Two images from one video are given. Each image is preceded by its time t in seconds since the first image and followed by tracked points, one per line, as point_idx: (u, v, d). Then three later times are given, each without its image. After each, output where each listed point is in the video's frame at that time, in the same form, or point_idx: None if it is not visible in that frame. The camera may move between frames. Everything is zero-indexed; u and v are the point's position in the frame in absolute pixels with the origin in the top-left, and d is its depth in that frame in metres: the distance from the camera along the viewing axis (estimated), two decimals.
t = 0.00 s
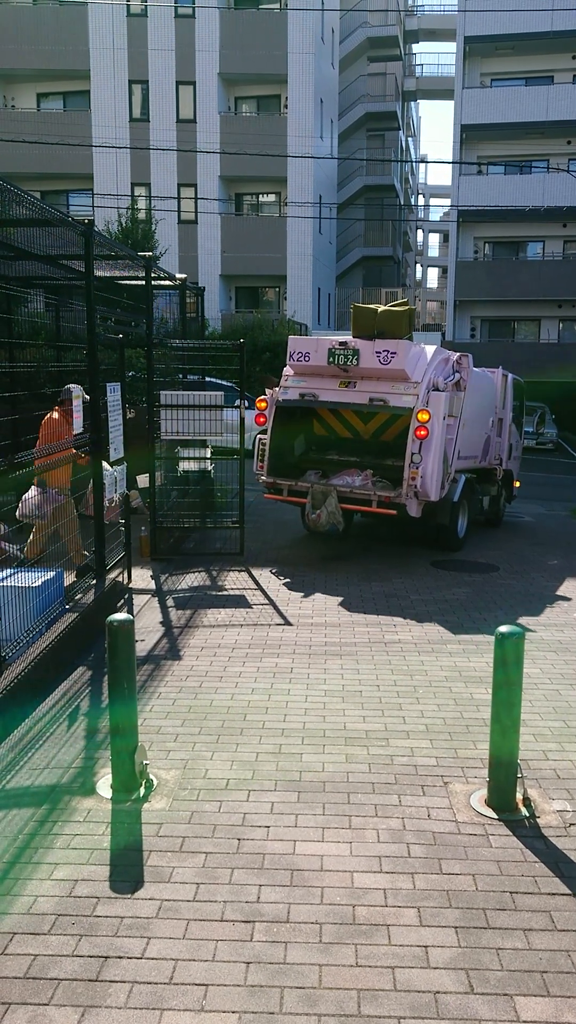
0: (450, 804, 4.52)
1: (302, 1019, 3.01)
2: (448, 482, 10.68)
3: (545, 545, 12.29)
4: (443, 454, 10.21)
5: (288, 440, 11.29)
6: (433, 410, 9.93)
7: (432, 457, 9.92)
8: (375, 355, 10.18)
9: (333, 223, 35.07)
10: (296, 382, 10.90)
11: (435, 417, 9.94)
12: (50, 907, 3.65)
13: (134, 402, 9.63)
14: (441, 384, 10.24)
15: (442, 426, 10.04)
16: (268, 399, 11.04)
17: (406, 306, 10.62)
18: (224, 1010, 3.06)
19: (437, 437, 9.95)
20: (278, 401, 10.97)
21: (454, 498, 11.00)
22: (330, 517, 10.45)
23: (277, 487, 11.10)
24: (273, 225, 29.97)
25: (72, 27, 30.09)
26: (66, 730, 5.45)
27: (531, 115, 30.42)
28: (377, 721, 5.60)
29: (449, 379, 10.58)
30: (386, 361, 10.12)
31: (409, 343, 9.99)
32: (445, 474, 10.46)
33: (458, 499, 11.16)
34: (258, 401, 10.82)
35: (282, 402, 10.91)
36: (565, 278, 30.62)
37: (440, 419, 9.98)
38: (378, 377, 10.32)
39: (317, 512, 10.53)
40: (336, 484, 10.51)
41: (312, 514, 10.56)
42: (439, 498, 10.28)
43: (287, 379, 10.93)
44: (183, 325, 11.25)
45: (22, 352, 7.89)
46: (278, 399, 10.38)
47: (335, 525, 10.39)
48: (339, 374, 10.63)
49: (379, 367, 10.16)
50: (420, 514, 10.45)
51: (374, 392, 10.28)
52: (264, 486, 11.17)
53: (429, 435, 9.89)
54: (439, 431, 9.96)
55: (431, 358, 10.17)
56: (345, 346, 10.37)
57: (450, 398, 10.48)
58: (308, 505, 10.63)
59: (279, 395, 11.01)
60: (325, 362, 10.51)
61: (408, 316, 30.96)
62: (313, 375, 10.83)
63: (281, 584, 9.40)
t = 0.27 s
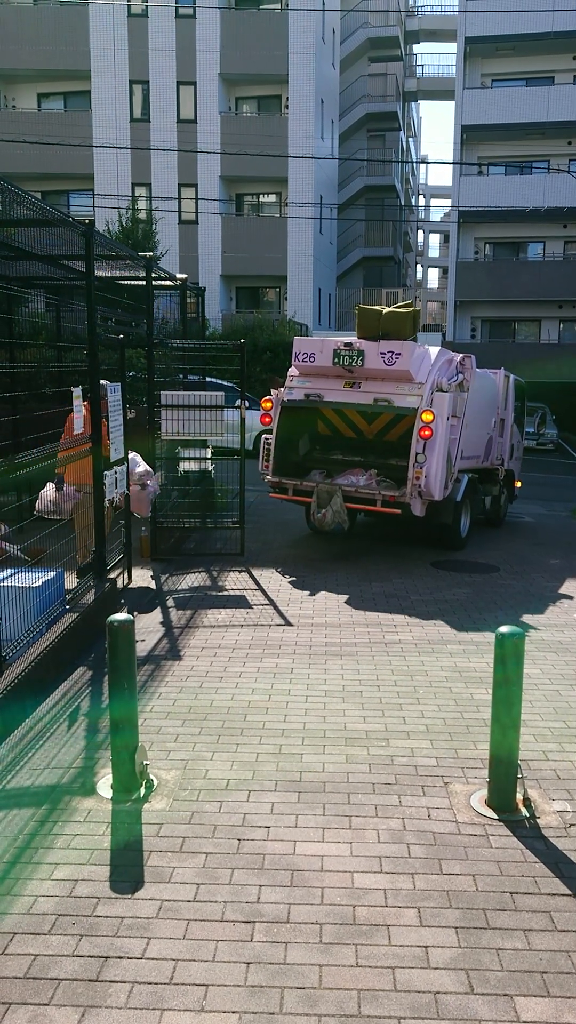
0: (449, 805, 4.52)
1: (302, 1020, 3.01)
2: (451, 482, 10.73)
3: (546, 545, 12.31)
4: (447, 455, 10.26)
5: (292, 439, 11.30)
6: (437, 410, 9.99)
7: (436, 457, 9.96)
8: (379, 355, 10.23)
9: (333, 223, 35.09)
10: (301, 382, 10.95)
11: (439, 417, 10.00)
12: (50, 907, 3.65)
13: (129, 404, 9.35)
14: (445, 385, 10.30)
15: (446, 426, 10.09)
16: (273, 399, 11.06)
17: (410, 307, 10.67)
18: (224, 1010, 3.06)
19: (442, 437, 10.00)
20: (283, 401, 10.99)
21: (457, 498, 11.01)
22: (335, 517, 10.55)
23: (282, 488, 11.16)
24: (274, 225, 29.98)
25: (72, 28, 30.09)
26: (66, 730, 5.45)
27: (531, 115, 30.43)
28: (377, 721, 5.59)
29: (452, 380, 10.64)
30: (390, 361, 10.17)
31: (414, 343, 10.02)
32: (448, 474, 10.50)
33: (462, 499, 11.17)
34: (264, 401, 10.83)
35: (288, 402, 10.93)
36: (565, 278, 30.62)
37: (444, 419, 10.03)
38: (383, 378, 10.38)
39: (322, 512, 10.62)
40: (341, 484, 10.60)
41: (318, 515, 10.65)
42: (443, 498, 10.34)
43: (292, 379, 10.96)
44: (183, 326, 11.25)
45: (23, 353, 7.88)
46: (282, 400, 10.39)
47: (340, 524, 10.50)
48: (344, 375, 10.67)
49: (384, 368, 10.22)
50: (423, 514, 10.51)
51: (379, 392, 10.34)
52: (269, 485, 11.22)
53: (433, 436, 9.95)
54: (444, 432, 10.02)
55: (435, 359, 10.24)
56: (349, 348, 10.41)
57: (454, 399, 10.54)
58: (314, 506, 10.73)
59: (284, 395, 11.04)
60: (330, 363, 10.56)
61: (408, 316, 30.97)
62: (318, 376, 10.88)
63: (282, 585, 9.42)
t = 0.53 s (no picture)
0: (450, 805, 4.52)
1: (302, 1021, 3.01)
2: (455, 482, 10.81)
3: (547, 546, 12.32)
4: (451, 455, 10.34)
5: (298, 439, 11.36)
6: (441, 412, 10.07)
7: (440, 458, 10.05)
8: (385, 357, 10.30)
9: (334, 224, 35.09)
10: (307, 382, 11.04)
11: (444, 418, 10.08)
12: (50, 907, 3.65)
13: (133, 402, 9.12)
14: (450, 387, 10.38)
15: (450, 427, 10.17)
16: (279, 399, 11.15)
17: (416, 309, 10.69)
18: (224, 1010, 3.06)
19: (446, 438, 10.08)
20: (289, 402, 11.10)
21: (461, 497, 11.07)
22: (341, 517, 10.65)
23: (288, 487, 11.27)
24: (275, 226, 29.96)
25: (74, 28, 30.11)
26: (66, 730, 5.46)
27: (532, 116, 30.44)
28: (377, 721, 5.60)
29: (456, 382, 10.70)
30: (395, 363, 10.24)
31: (418, 345, 10.08)
32: (453, 474, 10.55)
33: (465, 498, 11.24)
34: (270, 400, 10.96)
35: (294, 402, 11.03)
36: (566, 279, 30.60)
37: (448, 419, 10.11)
38: (388, 380, 10.47)
39: (328, 511, 10.73)
40: (346, 484, 10.71)
41: (323, 514, 10.77)
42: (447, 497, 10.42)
43: (298, 379, 11.06)
44: (184, 325, 11.25)
45: (24, 353, 7.87)
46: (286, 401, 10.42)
47: (346, 523, 10.61)
48: (349, 376, 10.75)
49: (389, 370, 10.30)
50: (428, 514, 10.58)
51: (383, 393, 10.44)
52: (275, 485, 11.32)
53: (437, 436, 10.04)
54: (448, 433, 10.10)
55: (439, 361, 10.32)
56: (355, 350, 10.49)
57: (459, 400, 10.60)
58: (320, 505, 10.85)
59: (290, 395, 11.14)
60: (335, 365, 10.66)
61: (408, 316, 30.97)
62: (324, 377, 10.97)
63: (283, 585, 9.43)
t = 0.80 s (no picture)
0: (451, 807, 4.52)
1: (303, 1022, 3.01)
2: (459, 482, 10.86)
3: (548, 547, 12.34)
4: (456, 455, 10.40)
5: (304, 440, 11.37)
6: (446, 412, 10.13)
7: (445, 458, 10.11)
8: (391, 359, 10.33)
9: (336, 225, 35.11)
10: (314, 383, 11.08)
11: (448, 418, 10.14)
12: (52, 907, 3.66)
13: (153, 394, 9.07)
14: (455, 389, 10.43)
15: (455, 428, 10.23)
16: (286, 400, 11.16)
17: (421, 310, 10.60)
18: (225, 1010, 3.06)
19: (451, 438, 10.14)
20: (295, 403, 11.09)
21: (465, 498, 11.21)
22: (346, 516, 10.66)
23: (295, 487, 11.28)
24: (276, 227, 29.97)
25: (75, 30, 30.14)
26: (68, 730, 5.47)
27: (533, 117, 30.46)
28: (377, 722, 5.61)
29: (461, 383, 10.69)
30: (401, 365, 10.28)
31: (424, 349, 10.17)
32: (457, 475, 10.61)
33: (469, 499, 11.37)
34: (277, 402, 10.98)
35: (300, 403, 11.03)
36: (567, 280, 30.61)
37: (453, 420, 10.17)
38: (393, 382, 10.50)
39: (334, 510, 10.71)
40: (352, 484, 10.73)
41: (329, 513, 10.74)
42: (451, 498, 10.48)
43: (305, 380, 11.09)
44: (185, 326, 11.26)
45: (27, 354, 7.85)
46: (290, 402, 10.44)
47: (351, 522, 10.62)
48: (355, 377, 10.76)
49: (394, 372, 10.33)
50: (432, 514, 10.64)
51: (389, 394, 10.47)
52: (282, 485, 11.34)
53: (442, 437, 10.09)
54: (453, 433, 10.15)
55: (444, 363, 10.36)
56: (361, 351, 10.51)
57: (463, 400, 10.64)
58: (326, 504, 10.84)
59: (296, 396, 11.14)
60: (342, 367, 10.68)
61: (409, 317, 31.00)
62: (330, 378, 11.00)
63: (284, 585, 9.45)
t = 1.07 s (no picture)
0: (452, 807, 4.52)
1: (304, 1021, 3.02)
2: (463, 482, 10.87)
3: (550, 547, 12.35)
4: (460, 456, 10.42)
5: (309, 440, 11.39)
6: (450, 412, 10.15)
7: (450, 458, 10.13)
8: (396, 360, 10.36)
9: (337, 226, 35.12)
10: (320, 383, 11.11)
11: (453, 418, 10.16)
12: (53, 906, 3.66)
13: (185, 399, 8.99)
14: (460, 389, 10.45)
15: (459, 428, 10.24)
16: (292, 399, 11.19)
17: (425, 310, 10.54)
18: (227, 1010, 3.07)
19: (455, 438, 10.16)
20: (301, 403, 11.13)
21: (469, 497, 11.26)
22: (353, 514, 10.71)
23: (300, 487, 11.32)
24: (277, 227, 29.98)
25: (76, 31, 30.16)
26: (69, 730, 5.48)
27: (534, 118, 30.47)
28: (378, 722, 5.62)
29: (465, 384, 10.70)
30: (406, 366, 10.30)
31: (429, 350, 10.17)
32: (461, 475, 10.62)
33: (473, 498, 11.42)
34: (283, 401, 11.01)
35: (306, 403, 11.08)
36: (568, 280, 30.62)
37: (458, 420, 10.19)
38: (399, 382, 10.51)
39: (340, 509, 10.79)
40: (357, 483, 10.78)
41: (335, 512, 10.82)
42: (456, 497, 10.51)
43: (311, 380, 11.11)
44: (187, 327, 11.25)
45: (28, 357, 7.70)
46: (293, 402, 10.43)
47: (357, 521, 10.67)
48: (361, 377, 10.79)
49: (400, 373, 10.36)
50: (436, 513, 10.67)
51: (395, 394, 10.48)
52: (287, 484, 11.38)
53: (446, 436, 10.11)
54: (457, 433, 10.17)
55: (449, 363, 10.36)
56: (366, 351, 10.54)
57: (468, 401, 10.66)
58: (331, 504, 10.90)
59: (302, 396, 11.17)
60: (347, 367, 10.71)
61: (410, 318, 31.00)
62: (336, 379, 11.02)
63: (286, 586, 9.47)
